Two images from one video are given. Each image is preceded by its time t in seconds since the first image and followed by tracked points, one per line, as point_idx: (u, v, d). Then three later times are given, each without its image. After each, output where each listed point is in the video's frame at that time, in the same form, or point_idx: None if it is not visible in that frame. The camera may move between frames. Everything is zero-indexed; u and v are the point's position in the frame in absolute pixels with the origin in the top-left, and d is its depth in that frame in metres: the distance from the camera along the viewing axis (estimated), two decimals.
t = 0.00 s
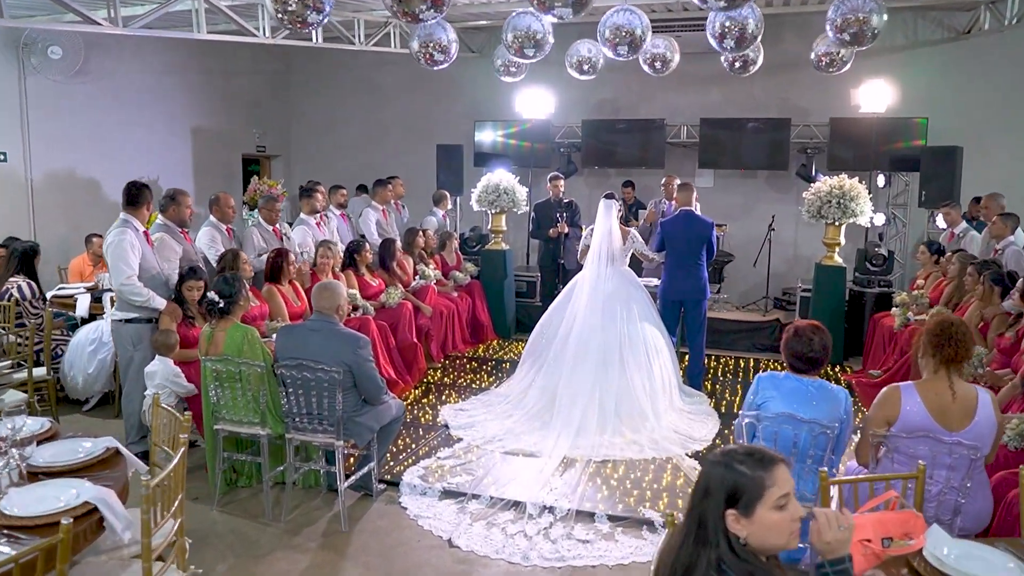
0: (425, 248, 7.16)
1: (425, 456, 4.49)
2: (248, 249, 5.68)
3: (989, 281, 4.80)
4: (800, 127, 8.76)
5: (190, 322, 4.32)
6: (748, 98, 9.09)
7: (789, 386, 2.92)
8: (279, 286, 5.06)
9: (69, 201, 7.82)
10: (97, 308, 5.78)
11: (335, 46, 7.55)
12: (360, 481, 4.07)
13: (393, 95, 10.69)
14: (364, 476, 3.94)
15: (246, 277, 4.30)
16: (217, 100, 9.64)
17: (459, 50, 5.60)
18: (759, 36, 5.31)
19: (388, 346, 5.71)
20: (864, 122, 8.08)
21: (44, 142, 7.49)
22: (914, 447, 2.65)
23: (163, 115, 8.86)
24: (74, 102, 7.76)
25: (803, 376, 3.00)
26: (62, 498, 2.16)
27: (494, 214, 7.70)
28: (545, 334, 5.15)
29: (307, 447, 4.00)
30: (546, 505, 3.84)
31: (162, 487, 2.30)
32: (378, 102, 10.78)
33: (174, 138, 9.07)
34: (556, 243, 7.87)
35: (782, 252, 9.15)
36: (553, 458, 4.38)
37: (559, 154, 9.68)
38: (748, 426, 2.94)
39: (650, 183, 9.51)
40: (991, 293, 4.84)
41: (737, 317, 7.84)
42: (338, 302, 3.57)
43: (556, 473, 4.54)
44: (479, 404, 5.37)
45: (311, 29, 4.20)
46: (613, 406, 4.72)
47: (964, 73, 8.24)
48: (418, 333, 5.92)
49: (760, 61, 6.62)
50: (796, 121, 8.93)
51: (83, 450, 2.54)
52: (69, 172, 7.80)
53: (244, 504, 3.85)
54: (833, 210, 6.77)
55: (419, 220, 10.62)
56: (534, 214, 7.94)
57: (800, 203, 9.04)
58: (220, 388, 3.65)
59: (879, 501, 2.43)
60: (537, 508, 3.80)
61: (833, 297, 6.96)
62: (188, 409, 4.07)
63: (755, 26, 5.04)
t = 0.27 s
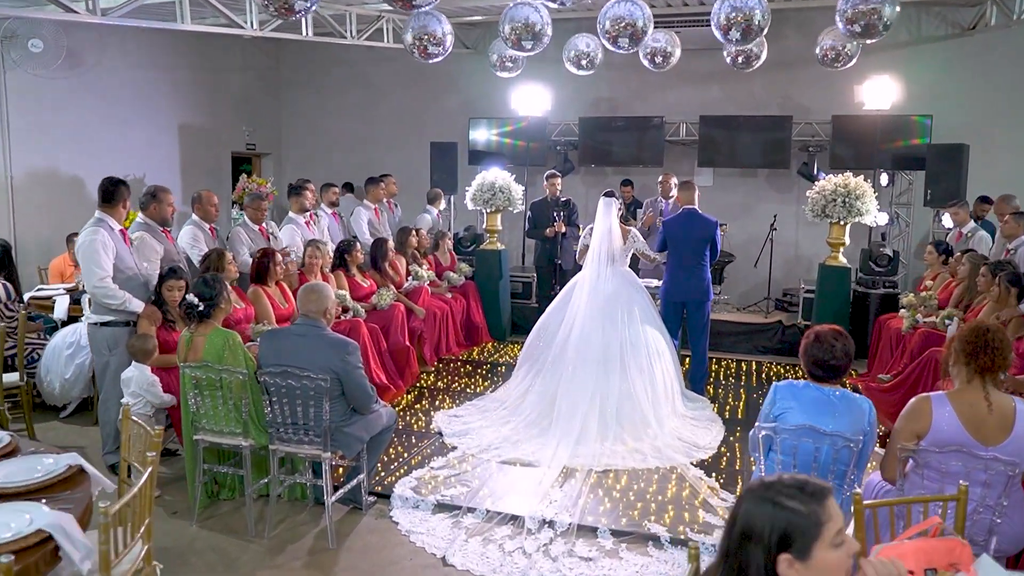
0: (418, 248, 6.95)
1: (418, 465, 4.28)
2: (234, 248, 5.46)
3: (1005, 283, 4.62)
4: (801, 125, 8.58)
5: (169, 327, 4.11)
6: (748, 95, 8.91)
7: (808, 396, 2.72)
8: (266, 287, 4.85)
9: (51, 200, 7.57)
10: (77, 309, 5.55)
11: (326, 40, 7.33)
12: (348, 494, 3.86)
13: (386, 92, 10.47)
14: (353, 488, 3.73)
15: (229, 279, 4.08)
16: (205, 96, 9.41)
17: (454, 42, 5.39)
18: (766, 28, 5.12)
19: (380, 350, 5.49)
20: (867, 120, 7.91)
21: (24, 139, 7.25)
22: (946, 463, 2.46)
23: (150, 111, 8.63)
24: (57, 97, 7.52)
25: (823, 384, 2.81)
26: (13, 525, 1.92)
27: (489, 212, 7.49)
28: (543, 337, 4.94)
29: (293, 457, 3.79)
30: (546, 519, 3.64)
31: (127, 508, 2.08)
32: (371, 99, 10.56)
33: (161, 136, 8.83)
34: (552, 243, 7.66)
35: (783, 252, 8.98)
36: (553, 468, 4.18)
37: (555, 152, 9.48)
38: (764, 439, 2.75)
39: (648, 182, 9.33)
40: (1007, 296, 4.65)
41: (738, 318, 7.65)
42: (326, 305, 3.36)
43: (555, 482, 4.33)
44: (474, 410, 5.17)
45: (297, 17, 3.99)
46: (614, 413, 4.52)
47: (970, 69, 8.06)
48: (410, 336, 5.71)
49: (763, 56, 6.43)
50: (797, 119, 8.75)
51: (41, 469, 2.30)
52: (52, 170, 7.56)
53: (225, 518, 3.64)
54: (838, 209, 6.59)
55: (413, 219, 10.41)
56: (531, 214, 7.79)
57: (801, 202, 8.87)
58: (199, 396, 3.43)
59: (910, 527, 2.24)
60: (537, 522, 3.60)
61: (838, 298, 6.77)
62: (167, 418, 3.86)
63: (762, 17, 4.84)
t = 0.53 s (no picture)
0: (402, 248, 6.73)
1: (402, 477, 4.06)
2: (210, 248, 5.22)
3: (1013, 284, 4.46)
4: (794, 122, 8.43)
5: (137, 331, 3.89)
6: (740, 92, 8.75)
7: (822, 406, 2.53)
8: (242, 290, 4.63)
9: (22, 199, 7.28)
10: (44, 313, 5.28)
11: (307, 33, 7.10)
12: (329, 509, 3.64)
13: (371, 89, 10.24)
14: (333, 504, 3.51)
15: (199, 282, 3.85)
16: (183, 92, 9.14)
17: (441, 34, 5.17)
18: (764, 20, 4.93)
19: (362, 354, 5.26)
20: (862, 117, 7.76)
21: None
22: (972, 479, 2.29)
23: (126, 108, 8.36)
24: (28, 92, 7.24)
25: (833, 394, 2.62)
26: None
27: (476, 212, 7.28)
28: (533, 342, 4.72)
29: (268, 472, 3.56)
30: (539, 536, 3.43)
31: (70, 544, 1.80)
32: (354, 96, 10.32)
33: (138, 133, 8.57)
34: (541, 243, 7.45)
35: (776, 251, 8.82)
36: (545, 479, 3.97)
37: (543, 149, 9.29)
38: (776, 452, 2.56)
39: (638, 181, 9.14)
40: (1015, 296, 4.49)
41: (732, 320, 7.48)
42: (303, 310, 3.15)
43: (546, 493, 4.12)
44: (461, 417, 4.95)
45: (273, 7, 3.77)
46: (608, 420, 4.32)
47: (965, 66, 7.92)
48: (394, 340, 5.49)
49: (758, 51, 6.26)
50: (790, 116, 8.60)
51: None
52: (23, 167, 7.28)
53: (196, 536, 3.41)
54: (835, 207, 6.42)
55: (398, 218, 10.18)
56: (518, 214, 7.55)
57: (794, 200, 8.71)
58: (167, 408, 3.20)
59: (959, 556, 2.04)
60: (529, 539, 3.39)
61: (834, 299, 6.61)
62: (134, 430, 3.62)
63: (760, 9, 4.66)
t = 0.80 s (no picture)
0: (384, 249, 6.49)
1: (383, 492, 3.84)
2: (179, 249, 4.97)
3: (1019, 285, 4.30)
4: (784, 120, 8.27)
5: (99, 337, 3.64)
6: (729, 89, 8.57)
7: (838, 420, 2.33)
8: (213, 293, 4.39)
9: None
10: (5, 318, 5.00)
11: (285, 25, 6.84)
12: (304, 528, 3.41)
13: (351, 86, 9.98)
14: (308, 523, 3.28)
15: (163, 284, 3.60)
16: (156, 88, 8.84)
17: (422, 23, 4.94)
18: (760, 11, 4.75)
19: (341, 359, 5.03)
20: (854, 114, 7.61)
21: None
22: (1004, 499, 2.10)
23: (98, 105, 8.08)
24: None
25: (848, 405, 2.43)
26: None
27: (461, 211, 7.05)
28: (520, 347, 4.51)
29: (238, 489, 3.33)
30: (529, 556, 3.21)
31: None
32: (335, 93, 10.06)
33: (110, 131, 8.28)
34: (528, 243, 7.24)
35: (766, 251, 8.66)
36: (534, 492, 3.75)
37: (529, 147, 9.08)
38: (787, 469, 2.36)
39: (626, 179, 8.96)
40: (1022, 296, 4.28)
41: (723, 321, 7.31)
42: (273, 315, 2.91)
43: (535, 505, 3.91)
44: (446, 426, 4.72)
45: None
46: (600, 428, 4.11)
47: (958, 63, 7.80)
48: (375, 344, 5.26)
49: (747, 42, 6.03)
50: (780, 113, 8.44)
51: None
52: None
53: (160, 559, 3.17)
54: (829, 206, 6.26)
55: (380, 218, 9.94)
56: (504, 213, 7.35)
57: (783, 200, 8.56)
58: (126, 423, 2.96)
59: None
60: (518, 559, 3.17)
61: (828, 300, 6.44)
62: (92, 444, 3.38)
63: None
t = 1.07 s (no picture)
0: (368, 249, 6.25)
1: (366, 507, 3.62)
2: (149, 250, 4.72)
3: None
4: (778, 116, 8.10)
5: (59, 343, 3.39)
6: (721, 84, 8.39)
7: (861, 436, 2.12)
8: (186, 296, 4.14)
9: None
10: None
11: (266, 17, 6.60)
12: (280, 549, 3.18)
13: (334, 81, 9.73)
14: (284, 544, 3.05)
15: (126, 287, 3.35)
16: (131, 83, 8.56)
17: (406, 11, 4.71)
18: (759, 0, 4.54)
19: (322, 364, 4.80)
20: (849, 110, 7.45)
21: None
22: None
23: (69, 100, 7.80)
24: None
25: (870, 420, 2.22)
26: None
27: (447, 209, 6.83)
28: (510, 352, 4.29)
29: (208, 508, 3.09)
30: None
31: None
32: (318, 88, 9.80)
33: (83, 126, 8.00)
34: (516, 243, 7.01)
35: (759, 250, 8.49)
36: (525, 506, 3.54)
37: (517, 144, 8.86)
38: (804, 490, 2.15)
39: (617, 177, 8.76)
40: None
41: (716, 322, 7.13)
42: (243, 323, 2.67)
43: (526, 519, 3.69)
44: (432, 435, 4.50)
45: None
46: (594, 438, 3.89)
47: (954, 59, 7.65)
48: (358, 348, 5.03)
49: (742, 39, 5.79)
50: (773, 109, 8.27)
51: None
52: None
53: None
54: (827, 203, 6.07)
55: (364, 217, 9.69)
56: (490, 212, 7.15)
57: (777, 197, 8.38)
58: (83, 441, 2.71)
59: None
60: None
61: (826, 301, 6.26)
62: (49, 461, 3.09)
63: None
